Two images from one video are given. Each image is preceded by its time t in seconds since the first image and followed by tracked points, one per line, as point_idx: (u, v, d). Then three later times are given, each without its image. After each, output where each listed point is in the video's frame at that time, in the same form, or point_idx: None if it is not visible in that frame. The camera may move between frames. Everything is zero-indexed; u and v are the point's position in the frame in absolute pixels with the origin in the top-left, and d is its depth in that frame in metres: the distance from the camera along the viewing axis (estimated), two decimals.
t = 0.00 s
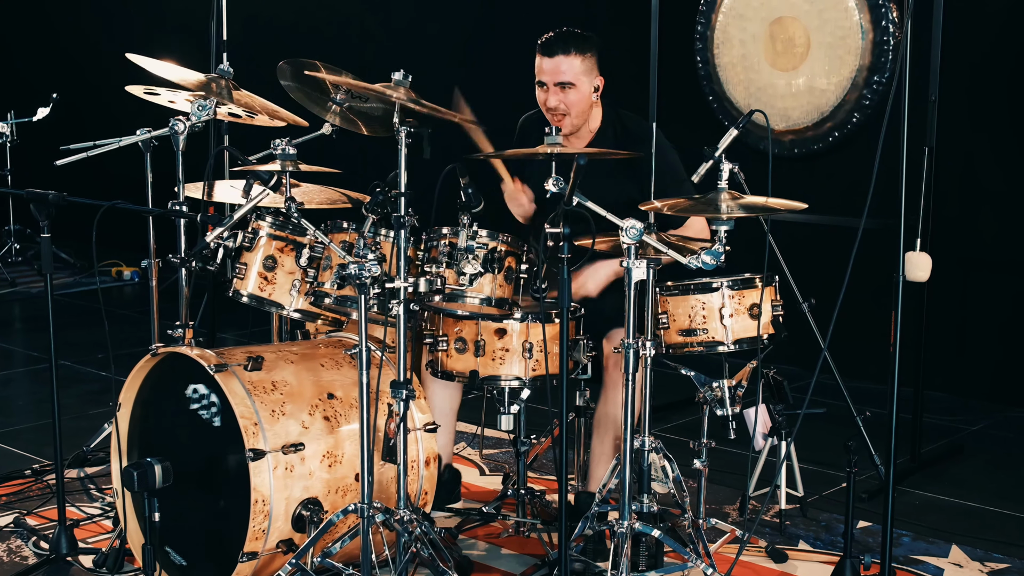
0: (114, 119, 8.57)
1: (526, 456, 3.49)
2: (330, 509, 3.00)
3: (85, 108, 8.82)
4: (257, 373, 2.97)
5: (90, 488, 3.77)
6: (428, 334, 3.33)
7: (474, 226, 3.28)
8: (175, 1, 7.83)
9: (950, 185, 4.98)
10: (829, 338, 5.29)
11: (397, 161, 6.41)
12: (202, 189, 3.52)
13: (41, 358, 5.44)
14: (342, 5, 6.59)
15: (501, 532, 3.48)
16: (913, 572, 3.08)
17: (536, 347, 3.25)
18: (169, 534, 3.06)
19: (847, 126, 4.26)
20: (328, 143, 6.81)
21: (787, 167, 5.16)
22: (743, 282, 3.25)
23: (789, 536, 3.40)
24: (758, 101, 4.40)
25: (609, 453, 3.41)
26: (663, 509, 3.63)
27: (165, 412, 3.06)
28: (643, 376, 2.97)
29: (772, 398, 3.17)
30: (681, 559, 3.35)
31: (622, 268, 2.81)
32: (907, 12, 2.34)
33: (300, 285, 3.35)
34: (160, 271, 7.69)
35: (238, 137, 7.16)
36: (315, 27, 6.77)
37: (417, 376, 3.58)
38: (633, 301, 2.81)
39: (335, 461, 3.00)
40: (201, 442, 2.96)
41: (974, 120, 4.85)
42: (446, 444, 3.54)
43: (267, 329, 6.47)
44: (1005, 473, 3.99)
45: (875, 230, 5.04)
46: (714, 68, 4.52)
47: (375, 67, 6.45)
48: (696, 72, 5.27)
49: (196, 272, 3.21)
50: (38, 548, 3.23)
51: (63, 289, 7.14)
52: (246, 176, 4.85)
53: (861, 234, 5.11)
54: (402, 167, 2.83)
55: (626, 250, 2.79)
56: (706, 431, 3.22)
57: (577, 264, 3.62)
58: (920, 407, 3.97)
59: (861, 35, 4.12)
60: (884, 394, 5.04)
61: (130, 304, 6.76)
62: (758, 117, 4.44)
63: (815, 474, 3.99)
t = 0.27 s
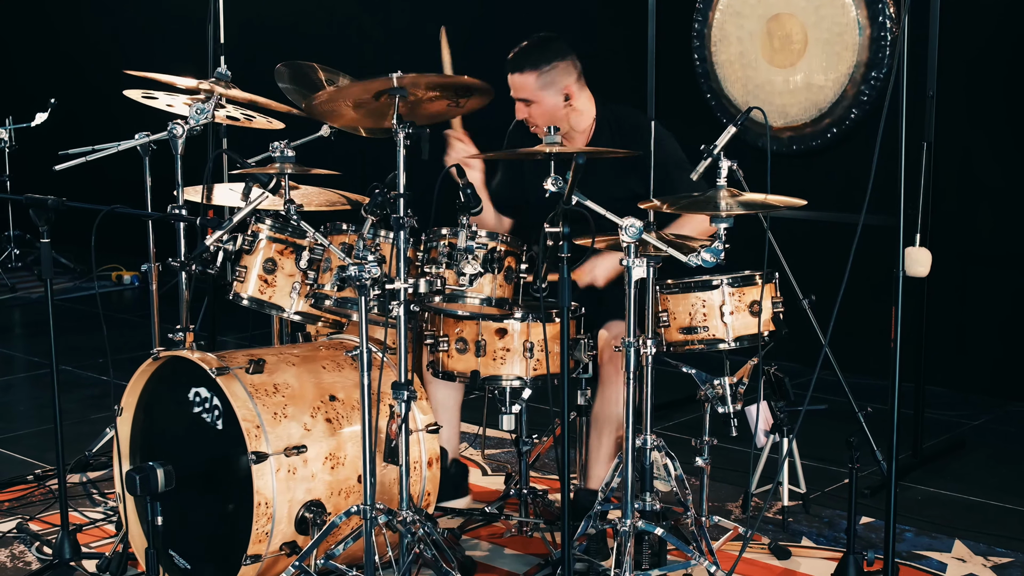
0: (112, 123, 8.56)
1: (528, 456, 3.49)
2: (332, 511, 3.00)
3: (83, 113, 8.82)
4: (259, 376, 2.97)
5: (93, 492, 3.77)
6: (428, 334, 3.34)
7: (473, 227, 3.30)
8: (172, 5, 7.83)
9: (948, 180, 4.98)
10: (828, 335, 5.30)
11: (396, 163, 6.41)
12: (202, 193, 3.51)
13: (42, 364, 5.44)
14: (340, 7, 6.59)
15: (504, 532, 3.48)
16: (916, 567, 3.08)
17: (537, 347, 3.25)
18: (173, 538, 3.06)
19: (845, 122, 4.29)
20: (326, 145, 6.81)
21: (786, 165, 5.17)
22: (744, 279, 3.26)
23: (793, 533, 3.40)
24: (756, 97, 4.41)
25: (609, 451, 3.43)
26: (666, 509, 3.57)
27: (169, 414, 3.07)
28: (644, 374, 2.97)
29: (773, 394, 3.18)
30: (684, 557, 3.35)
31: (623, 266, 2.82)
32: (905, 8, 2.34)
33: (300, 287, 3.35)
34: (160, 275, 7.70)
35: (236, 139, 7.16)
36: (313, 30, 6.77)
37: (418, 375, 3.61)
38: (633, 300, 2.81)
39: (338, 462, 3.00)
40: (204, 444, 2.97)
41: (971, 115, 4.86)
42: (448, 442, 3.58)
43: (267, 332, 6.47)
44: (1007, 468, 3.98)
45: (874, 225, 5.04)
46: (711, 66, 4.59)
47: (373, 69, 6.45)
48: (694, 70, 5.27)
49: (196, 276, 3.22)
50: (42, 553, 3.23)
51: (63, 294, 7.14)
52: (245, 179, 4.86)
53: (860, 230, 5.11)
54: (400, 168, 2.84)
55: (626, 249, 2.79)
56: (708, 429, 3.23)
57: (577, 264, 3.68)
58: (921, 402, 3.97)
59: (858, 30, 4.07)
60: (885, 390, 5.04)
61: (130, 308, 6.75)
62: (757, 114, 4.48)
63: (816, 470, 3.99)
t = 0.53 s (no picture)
0: (106, 126, 8.55)
1: (521, 463, 3.49)
2: (324, 517, 3.00)
3: (78, 115, 8.80)
4: (251, 382, 2.97)
5: (84, 497, 3.77)
6: (422, 341, 3.31)
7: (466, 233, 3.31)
8: (166, 9, 7.82)
9: (942, 188, 4.98)
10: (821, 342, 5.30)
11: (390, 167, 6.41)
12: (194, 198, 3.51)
13: (35, 368, 5.43)
14: (334, 12, 6.59)
15: (495, 538, 3.48)
16: None
17: (530, 354, 3.25)
18: (164, 543, 3.06)
19: (839, 130, 4.22)
20: (321, 149, 6.81)
21: (779, 172, 5.17)
22: (736, 287, 3.26)
23: (784, 541, 3.40)
24: (750, 106, 4.41)
25: (602, 459, 3.38)
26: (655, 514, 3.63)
27: (159, 419, 3.07)
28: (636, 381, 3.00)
29: (765, 402, 3.19)
30: (676, 564, 3.35)
31: (616, 273, 2.82)
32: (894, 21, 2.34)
33: (293, 293, 3.34)
34: (154, 278, 7.69)
35: (230, 144, 7.15)
36: (307, 34, 6.77)
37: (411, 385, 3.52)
38: (626, 307, 2.82)
39: (329, 468, 2.99)
40: (196, 450, 2.97)
41: (965, 123, 4.85)
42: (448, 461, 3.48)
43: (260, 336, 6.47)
44: (999, 476, 3.98)
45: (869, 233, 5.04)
46: (705, 73, 4.56)
47: (368, 73, 6.45)
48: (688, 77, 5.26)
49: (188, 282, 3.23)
50: (33, 557, 3.23)
51: (57, 297, 7.14)
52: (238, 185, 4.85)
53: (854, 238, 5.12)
54: (394, 175, 2.84)
55: (619, 256, 2.80)
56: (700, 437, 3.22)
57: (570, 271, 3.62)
58: (914, 411, 3.97)
59: (851, 38, 4.09)
60: (879, 397, 5.04)
61: (123, 312, 6.75)
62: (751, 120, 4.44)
63: (808, 478, 3.99)
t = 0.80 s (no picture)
0: (101, 135, 8.55)
1: (522, 465, 3.49)
2: (326, 523, 3.00)
3: (72, 125, 8.80)
4: (250, 389, 2.97)
5: (86, 507, 3.77)
6: (420, 344, 3.31)
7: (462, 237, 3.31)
8: (158, 17, 7.82)
9: (938, 181, 4.98)
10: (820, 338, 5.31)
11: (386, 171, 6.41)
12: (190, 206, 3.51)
13: (35, 379, 5.43)
14: (325, 17, 6.58)
15: (498, 540, 3.48)
16: (909, 571, 3.08)
17: (529, 355, 3.25)
18: (167, 551, 3.06)
19: (833, 126, 4.31)
20: (316, 155, 6.81)
21: (775, 169, 5.17)
22: (734, 285, 3.27)
23: (786, 537, 3.40)
24: (744, 102, 4.45)
25: (602, 459, 3.39)
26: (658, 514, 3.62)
27: (159, 428, 3.07)
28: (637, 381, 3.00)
29: (765, 399, 3.18)
30: (678, 563, 3.35)
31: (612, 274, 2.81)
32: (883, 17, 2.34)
33: (290, 299, 3.34)
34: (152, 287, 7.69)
35: (225, 151, 7.15)
36: (299, 40, 6.76)
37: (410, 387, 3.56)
38: (623, 306, 2.81)
39: (330, 474, 3.00)
40: (196, 459, 2.97)
41: (959, 116, 4.85)
42: (447, 460, 3.50)
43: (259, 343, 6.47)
44: (1000, 468, 3.98)
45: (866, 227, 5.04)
46: (698, 71, 4.63)
47: (361, 77, 6.45)
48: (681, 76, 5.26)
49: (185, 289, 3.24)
50: (36, 567, 3.23)
51: (55, 307, 7.14)
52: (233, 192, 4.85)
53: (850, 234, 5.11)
54: (389, 180, 2.87)
55: (615, 257, 2.79)
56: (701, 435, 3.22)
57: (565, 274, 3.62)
58: (913, 405, 3.97)
59: (844, 34, 4.10)
60: (879, 391, 5.04)
61: (121, 321, 6.75)
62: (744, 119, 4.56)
63: (810, 474, 3.99)
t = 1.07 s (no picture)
0: (110, 131, 8.57)
1: (535, 453, 3.48)
2: (339, 513, 3.00)
3: (80, 122, 8.82)
4: (262, 380, 2.97)
5: (99, 500, 3.77)
6: (431, 333, 3.30)
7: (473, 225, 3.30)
8: (167, 11, 7.83)
9: (947, 167, 4.98)
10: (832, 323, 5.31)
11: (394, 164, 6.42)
12: (202, 197, 3.52)
13: (47, 372, 5.44)
14: (333, 9, 6.59)
15: (512, 529, 3.48)
16: (925, 554, 3.08)
17: (540, 343, 3.25)
18: (180, 543, 3.05)
19: (843, 109, 4.54)
20: (325, 147, 6.82)
21: (785, 155, 5.17)
22: (745, 271, 3.26)
23: (801, 523, 3.40)
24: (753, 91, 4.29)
25: (616, 446, 3.39)
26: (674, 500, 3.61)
27: (172, 419, 3.06)
28: (649, 368, 2.99)
29: (778, 384, 3.19)
30: (693, 549, 3.35)
31: (624, 260, 2.79)
32: None
33: (301, 289, 3.35)
34: (161, 282, 7.70)
35: (235, 144, 7.17)
36: (308, 33, 6.77)
37: (421, 375, 3.55)
38: (635, 293, 2.80)
39: (343, 464, 2.99)
40: (209, 451, 2.96)
41: (968, 102, 4.86)
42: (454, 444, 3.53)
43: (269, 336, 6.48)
44: (1013, 453, 3.98)
45: (874, 215, 5.05)
46: (708, 57, 4.63)
47: (369, 70, 6.46)
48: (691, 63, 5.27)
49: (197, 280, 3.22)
50: (50, 561, 3.23)
51: (65, 302, 7.15)
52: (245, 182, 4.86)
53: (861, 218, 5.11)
54: (399, 169, 2.83)
55: (627, 243, 2.76)
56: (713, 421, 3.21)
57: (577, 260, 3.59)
58: (926, 389, 3.97)
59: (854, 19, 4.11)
60: (889, 378, 5.04)
61: (132, 315, 6.76)
62: (754, 104, 4.53)
63: (823, 460, 3.99)
